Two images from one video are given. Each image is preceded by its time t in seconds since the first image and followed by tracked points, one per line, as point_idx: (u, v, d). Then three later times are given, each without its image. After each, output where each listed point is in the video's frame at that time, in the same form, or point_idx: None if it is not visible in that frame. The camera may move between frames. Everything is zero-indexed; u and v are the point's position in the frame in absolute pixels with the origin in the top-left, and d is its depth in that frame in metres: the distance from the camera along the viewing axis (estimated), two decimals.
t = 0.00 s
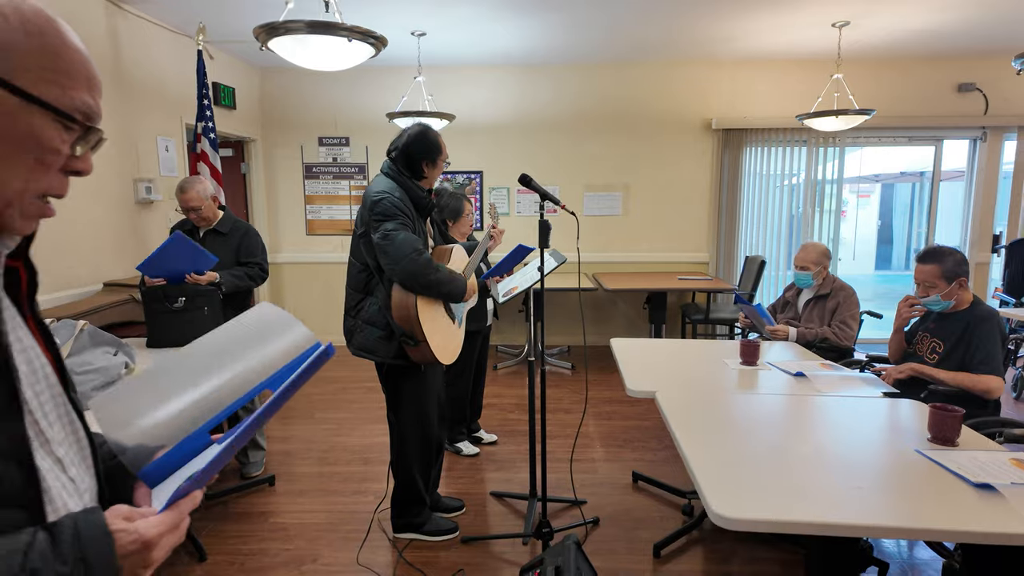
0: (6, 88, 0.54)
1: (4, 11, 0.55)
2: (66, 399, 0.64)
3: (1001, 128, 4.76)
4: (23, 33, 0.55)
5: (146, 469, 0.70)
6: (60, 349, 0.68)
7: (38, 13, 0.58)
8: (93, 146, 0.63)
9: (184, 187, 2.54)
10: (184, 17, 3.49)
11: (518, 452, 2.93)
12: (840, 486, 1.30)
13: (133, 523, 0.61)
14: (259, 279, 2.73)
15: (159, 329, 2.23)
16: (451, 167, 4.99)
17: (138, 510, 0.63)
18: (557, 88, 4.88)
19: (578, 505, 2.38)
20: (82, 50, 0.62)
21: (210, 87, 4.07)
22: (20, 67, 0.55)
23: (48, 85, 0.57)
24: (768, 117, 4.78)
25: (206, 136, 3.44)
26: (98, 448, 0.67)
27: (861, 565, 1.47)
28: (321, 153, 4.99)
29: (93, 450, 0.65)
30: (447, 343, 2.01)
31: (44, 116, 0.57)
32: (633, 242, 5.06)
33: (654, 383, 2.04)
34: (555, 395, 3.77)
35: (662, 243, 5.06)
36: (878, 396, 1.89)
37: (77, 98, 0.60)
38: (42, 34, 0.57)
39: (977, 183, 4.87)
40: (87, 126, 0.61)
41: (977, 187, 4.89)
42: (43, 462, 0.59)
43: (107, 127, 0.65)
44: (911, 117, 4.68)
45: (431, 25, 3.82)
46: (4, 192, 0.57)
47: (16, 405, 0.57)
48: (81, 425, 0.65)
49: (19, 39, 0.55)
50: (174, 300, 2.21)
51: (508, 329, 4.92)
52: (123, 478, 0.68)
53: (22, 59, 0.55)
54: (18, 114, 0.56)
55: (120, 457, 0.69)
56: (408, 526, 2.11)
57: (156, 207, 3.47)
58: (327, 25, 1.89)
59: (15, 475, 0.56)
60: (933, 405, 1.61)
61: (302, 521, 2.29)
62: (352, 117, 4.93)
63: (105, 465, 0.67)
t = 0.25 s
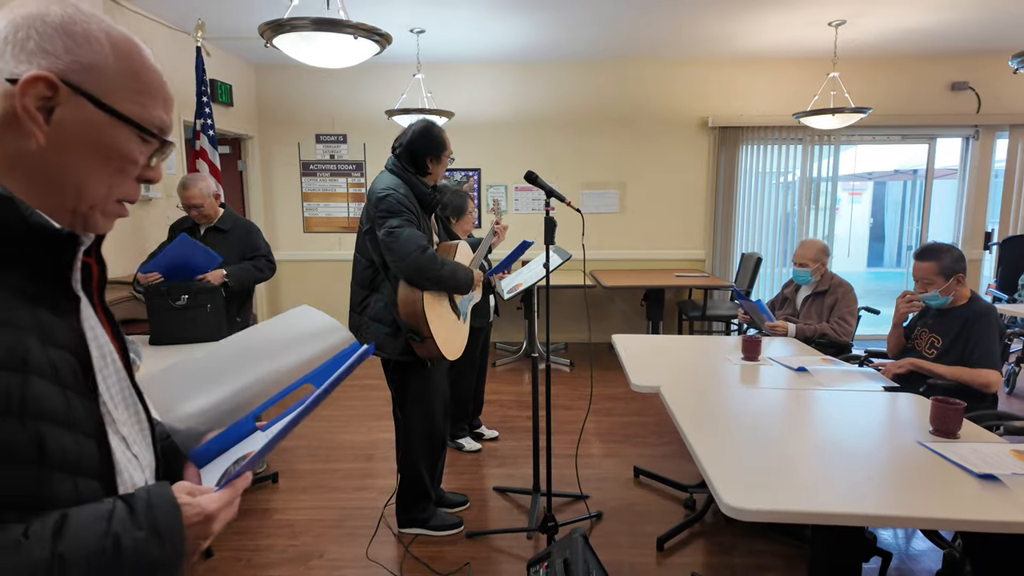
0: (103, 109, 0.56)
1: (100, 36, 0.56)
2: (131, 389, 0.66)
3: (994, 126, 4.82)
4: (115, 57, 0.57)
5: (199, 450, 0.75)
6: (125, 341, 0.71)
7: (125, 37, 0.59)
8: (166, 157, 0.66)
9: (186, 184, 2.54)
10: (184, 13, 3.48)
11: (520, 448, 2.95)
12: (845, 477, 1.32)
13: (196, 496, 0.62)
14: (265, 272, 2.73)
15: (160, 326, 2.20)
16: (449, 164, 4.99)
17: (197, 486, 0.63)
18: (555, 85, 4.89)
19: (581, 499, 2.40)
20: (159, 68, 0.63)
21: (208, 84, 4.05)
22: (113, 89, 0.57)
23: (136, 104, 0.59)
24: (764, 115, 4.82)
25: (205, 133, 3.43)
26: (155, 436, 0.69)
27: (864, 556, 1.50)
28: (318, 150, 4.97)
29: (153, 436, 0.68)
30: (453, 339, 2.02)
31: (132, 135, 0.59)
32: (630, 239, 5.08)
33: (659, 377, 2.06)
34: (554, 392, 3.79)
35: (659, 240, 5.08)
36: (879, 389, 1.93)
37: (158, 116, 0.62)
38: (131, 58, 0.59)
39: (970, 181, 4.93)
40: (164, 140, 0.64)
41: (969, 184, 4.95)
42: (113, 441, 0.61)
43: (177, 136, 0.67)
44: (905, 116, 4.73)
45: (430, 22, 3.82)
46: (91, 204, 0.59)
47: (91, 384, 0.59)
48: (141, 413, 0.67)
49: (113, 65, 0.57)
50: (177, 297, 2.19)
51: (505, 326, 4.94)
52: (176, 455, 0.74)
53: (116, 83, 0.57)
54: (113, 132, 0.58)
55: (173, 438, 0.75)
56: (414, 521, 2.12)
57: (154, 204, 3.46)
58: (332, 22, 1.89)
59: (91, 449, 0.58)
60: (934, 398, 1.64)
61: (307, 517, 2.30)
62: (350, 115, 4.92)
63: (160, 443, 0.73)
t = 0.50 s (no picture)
0: (135, 120, 0.62)
1: (132, 53, 0.62)
2: (154, 383, 0.74)
3: (985, 123, 4.87)
4: (145, 69, 0.63)
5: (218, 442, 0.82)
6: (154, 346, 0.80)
7: (155, 52, 0.65)
8: (193, 159, 0.72)
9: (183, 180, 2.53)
10: (179, 9, 3.48)
11: (517, 442, 2.98)
12: (837, 467, 1.36)
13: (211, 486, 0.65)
14: (267, 263, 2.75)
15: (158, 323, 2.22)
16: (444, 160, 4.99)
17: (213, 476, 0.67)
18: (550, 82, 4.90)
19: (578, 492, 2.43)
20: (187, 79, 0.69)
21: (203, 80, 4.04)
22: (143, 99, 0.63)
23: (163, 113, 0.65)
24: (758, 112, 4.85)
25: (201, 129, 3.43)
26: (179, 427, 0.77)
27: (857, 545, 1.53)
28: (313, 147, 4.96)
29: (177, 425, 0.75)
30: (451, 334, 2.03)
31: (161, 140, 0.65)
32: (625, 235, 5.10)
33: (655, 371, 2.09)
34: (550, 387, 3.81)
35: (654, 236, 5.11)
36: (872, 382, 1.96)
37: (183, 122, 0.68)
38: (160, 71, 0.65)
39: (961, 177, 4.98)
40: (190, 144, 0.70)
41: (960, 180, 5.00)
42: (137, 430, 0.66)
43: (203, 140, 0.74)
44: (897, 112, 4.77)
45: (425, 19, 3.82)
46: (125, 203, 0.66)
47: (120, 377, 0.65)
48: (164, 408, 0.74)
49: (144, 78, 0.63)
50: (175, 293, 2.20)
51: (501, 322, 4.95)
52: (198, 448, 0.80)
53: (145, 94, 0.63)
54: (145, 139, 0.64)
55: (196, 430, 0.81)
56: (413, 514, 2.15)
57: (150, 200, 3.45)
58: (330, 19, 1.90)
59: (118, 436, 0.63)
60: (925, 389, 1.67)
61: (306, 511, 2.32)
62: (345, 111, 4.91)
63: (184, 438, 0.78)
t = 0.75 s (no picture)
0: (125, 94, 0.65)
1: (101, 30, 0.65)
2: (168, 376, 0.78)
3: (975, 119, 4.90)
4: (119, 45, 0.65)
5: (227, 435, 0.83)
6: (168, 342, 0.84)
7: (125, 27, 0.67)
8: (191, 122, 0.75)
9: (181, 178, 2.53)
10: (174, 5, 3.48)
11: (511, 437, 3.01)
12: (822, 459, 1.39)
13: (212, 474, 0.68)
14: (265, 260, 2.75)
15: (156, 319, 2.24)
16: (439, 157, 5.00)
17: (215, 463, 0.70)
18: (545, 78, 4.91)
19: (572, 485, 2.46)
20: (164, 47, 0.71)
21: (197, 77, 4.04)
22: (126, 73, 0.65)
23: (148, 83, 0.67)
24: (751, 108, 4.87)
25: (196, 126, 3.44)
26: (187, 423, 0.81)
27: (843, 535, 1.56)
28: (308, 144, 4.97)
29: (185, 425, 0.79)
30: (445, 330, 2.05)
31: (154, 108, 0.68)
32: (620, 232, 5.13)
33: (647, 366, 2.12)
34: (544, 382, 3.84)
35: (648, 232, 5.14)
36: (860, 376, 1.99)
37: (171, 87, 0.70)
38: (135, 44, 0.67)
39: (952, 173, 5.02)
40: (185, 106, 0.72)
41: (951, 176, 5.04)
42: (146, 418, 0.69)
43: (197, 102, 0.76)
44: (889, 109, 4.81)
45: (419, 16, 3.83)
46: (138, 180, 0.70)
47: (132, 367, 0.68)
48: (174, 401, 0.79)
49: (121, 53, 0.65)
50: (172, 290, 2.21)
51: (497, 318, 4.98)
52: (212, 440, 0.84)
53: (128, 68, 0.66)
54: (140, 111, 0.67)
55: (209, 423, 0.86)
56: (408, 507, 2.17)
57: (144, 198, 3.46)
58: (324, 18, 1.92)
59: (127, 422, 0.66)
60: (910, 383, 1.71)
61: (303, 506, 2.34)
62: (340, 108, 4.91)
63: (195, 427, 0.84)
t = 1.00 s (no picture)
0: (114, 92, 0.66)
1: (76, 36, 0.66)
2: (176, 383, 0.81)
3: (971, 119, 4.93)
4: (100, 47, 0.66)
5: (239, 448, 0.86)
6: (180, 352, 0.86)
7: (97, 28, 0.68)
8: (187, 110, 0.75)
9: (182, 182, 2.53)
10: (172, 6, 3.49)
11: (510, 436, 3.03)
12: (817, 461, 1.41)
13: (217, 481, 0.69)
14: (264, 260, 2.76)
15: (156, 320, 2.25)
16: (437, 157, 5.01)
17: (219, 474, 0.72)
18: (542, 78, 4.92)
19: (570, 485, 2.48)
20: (144, 42, 0.71)
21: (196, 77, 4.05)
22: (111, 72, 0.66)
23: (135, 78, 0.67)
24: (748, 108, 4.89)
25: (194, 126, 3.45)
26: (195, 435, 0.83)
27: (837, 534, 1.58)
28: (307, 143, 4.97)
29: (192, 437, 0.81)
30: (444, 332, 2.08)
31: (145, 102, 0.68)
32: (618, 231, 5.15)
33: (644, 366, 2.14)
34: (542, 381, 3.86)
35: (645, 231, 5.16)
36: (854, 377, 2.02)
37: (158, 77, 0.70)
38: (113, 42, 0.67)
39: (948, 173, 5.04)
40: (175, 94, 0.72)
41: (947, 175, 5.07)
42: (154, 426, 0.71)
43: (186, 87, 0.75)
44: (886, 108, 4.83)
45: (417, 16, 3.84)
46: (144, 180, 0.71)
47: (142, 375, 0.70)
48: (181, 408, 0.81)
49: (102, 54, 0.66)
50: (172, 291, 2.22)
51: (495, 317, 5.00)
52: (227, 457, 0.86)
53: (111, 67, 0.66)
54: (134, 108, 0.67)
55: (221, 434, 0.89)
56: (408, 507, 2.20)
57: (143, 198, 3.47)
58: (323, 21, 1.93)
59: (135, 429, 0.68)
60: (903, 384, 1.73)
61: (303, 505, 2.36)
62: (338, 107, 4.92)
63: (203, 440, 0.88)
